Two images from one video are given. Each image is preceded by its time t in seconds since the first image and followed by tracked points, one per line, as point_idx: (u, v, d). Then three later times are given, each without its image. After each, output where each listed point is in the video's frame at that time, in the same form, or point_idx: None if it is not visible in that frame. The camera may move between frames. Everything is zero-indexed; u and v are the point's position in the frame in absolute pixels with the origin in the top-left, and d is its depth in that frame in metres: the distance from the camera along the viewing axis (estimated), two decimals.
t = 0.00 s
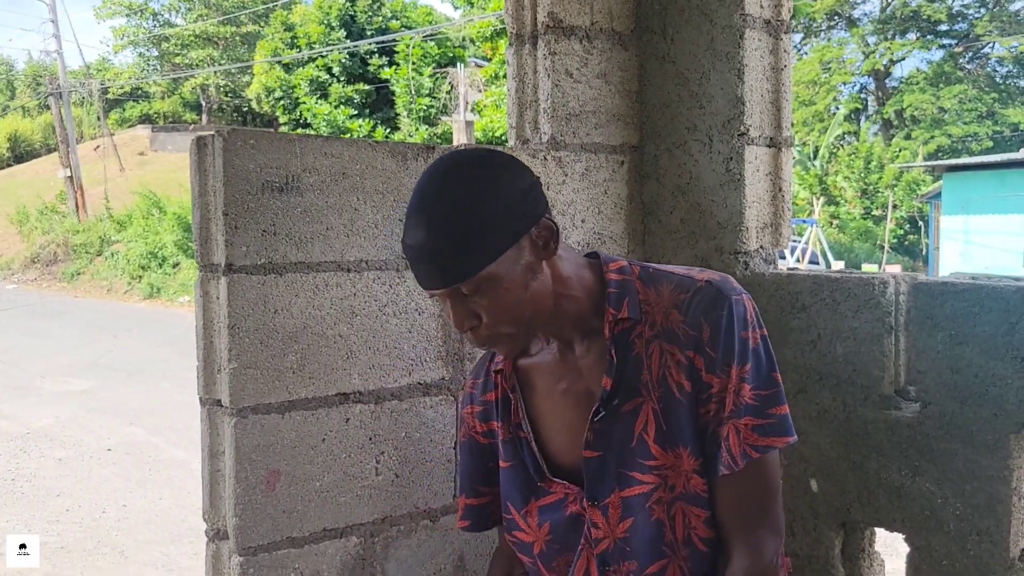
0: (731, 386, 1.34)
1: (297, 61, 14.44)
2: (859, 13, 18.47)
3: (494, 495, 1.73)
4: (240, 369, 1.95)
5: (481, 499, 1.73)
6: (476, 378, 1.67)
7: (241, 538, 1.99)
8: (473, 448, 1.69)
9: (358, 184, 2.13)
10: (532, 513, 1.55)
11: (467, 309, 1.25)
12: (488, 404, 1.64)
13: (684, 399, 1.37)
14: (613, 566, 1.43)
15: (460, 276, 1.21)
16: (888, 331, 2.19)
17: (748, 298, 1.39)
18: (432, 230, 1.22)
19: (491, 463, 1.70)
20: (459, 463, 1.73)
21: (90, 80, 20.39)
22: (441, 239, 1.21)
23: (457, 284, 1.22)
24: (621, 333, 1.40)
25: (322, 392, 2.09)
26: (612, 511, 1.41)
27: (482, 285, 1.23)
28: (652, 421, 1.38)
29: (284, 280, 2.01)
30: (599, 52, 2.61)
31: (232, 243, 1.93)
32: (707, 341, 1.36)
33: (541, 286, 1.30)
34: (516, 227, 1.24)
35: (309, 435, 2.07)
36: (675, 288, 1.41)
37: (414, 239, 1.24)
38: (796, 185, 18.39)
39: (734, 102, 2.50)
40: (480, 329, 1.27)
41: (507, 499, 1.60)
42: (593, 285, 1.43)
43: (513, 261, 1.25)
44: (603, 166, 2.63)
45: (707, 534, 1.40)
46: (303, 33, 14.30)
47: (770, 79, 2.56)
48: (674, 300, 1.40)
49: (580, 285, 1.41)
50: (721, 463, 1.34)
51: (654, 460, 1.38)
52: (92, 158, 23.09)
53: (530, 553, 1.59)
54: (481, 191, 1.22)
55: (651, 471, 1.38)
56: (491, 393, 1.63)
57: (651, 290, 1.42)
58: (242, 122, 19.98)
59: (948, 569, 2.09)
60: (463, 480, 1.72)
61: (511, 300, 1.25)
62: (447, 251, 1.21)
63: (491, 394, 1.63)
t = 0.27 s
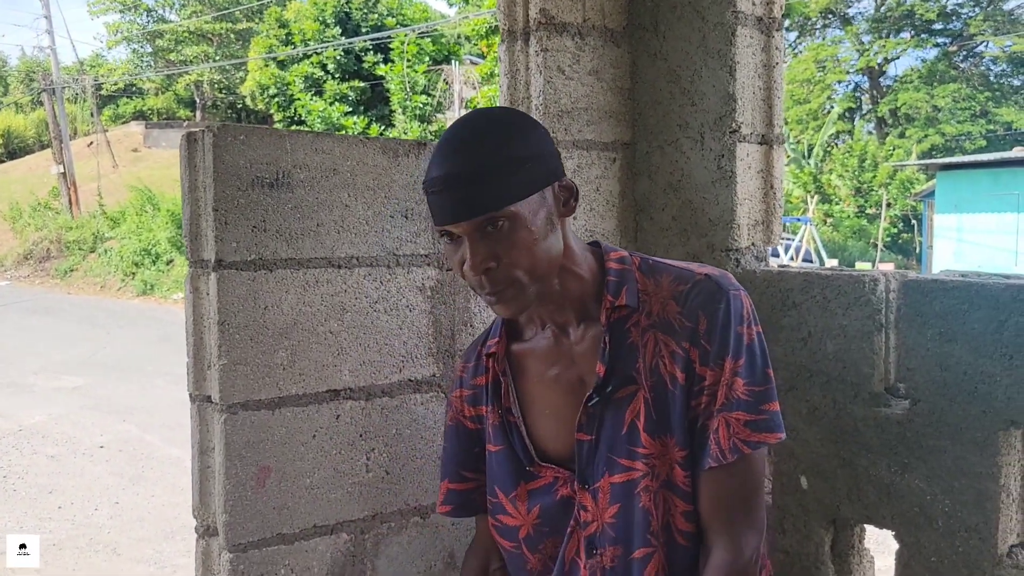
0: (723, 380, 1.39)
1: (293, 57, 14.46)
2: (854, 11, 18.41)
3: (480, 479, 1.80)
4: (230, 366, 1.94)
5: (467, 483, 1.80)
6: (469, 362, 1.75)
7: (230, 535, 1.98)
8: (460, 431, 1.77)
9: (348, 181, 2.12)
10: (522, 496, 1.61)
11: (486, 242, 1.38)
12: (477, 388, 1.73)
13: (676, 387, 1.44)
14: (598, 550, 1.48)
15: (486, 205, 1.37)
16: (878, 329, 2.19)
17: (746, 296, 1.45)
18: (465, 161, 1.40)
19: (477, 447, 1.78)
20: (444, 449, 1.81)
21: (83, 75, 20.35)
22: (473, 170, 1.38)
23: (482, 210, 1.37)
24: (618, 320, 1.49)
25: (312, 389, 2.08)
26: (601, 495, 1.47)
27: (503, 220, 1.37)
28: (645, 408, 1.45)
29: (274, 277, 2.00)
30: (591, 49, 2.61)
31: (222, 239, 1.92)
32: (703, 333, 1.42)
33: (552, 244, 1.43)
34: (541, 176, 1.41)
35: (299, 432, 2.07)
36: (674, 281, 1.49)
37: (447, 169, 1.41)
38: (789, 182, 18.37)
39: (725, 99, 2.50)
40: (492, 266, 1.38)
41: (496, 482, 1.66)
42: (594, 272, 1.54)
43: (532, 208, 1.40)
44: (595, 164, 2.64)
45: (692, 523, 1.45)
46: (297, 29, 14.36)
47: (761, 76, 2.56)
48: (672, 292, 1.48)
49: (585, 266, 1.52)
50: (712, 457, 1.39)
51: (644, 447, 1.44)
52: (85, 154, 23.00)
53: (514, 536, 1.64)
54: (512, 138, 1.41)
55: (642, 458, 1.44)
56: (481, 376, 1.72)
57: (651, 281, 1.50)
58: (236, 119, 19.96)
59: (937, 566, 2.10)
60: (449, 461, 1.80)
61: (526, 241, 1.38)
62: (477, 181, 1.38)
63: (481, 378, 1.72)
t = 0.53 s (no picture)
0: (711, 376, 1.40)
1: (285, 53, 14.43)
2: (846, 9, 18.50)
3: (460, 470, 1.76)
4: (219, 363, 1.94)
5: (447, 474, 1.75)
6: (448, 349, 1.73)
7: (219, 532, 1.98)
8: (438, 418, 1.74)
9: (338, 178, 2.12)
10: (504, 485, 1.57)
11: (484, 221, 1.39)
12: (456, 375, 1.71)
13: (663, 380, 1.45)
14: (580, 541, 1.48)
15: (485, 183, 1.37)
16: (866, 325, 2.20)
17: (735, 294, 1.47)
18: (465, 138, 1.39)
19: (454, 437, 1.74)
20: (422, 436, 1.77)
21: (74, 72, 20.28)
22: (474, 148, 1.38)
23: (482, 188, 1.37)
24: (606, 311, 1.49)
25: (302, 385, 2.08)
26: (585, 486, 1.47)
27: (502, 199, 1.38)
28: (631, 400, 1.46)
29: (263, 274, 2.00)
30: (581, 46, 2.61)
31: (211, 236, 1.92)
32: (692, 327, 1.43)
33: (548, 228, 1.43)
34: (541, 159, 1.42)
35: (289, 428, 2.07)
36: (664, 274, 1.50)
37: (447, 145, 1.40)
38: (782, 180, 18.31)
39: (715, 97, 2.50)
40: (489, 246, 1.38)
41: (474, 472, 1.62)
42: (584, 261, 1.54)
43: (530, 190, 1.40)
44: (585, 161, 2.65)
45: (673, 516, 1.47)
46: (289, 25, 14.37)
47: (751, 74, 2.57)
48: (662, 284, 1.48)
49: (575, 254, 1.53)
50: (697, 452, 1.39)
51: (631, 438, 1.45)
52: (75, 150, 22.89)
53: (491, 527, 1.60)
54: (514, 118, 1.41)
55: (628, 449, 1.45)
56: (462, 362, 1.70)
57: (640, 274, 1.51)
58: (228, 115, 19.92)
59: (924, 561, 2.12)
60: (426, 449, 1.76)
61: (523, 221, 1.39)
62: (477, 159, 1.37)
63: (461, 365, 1.70)
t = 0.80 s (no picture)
0: (682, 382, 1.39)
1: (282, 53, 14.41)
2: (842, 9, 18.51)
3: (407, 453, 1.67)
4: (213, 363, 1.95)
5: (388, 456, 1.66)
6: (413, 332, 1.65)
7: (214, 532, 1.98)
8: (390, 402, 1.65)
9: (332, 178, 2.12)
10: (470, 475, 1.54)
11: (455, 210, 1.35)
12: (417, 360, 1.63)
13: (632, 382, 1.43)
14: (548, 540, 1.45)
15: (457, 171, 1.34)
16: (858, 325, 2.21)
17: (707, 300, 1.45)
18: (439, 126, 1.36)
19: (402, 421, 1.65)
20: (370, 415, 1.67)
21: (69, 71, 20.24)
22: (446, 134, 1.35)
23: (454, 175, 1.34)
24: (576, 309, 1.47)
25: (296, 385, 2.09)
26: (554, 485, 1.44)
27: (474, 187, 1.35)
28: (601, 400, 1.44)
29: (257, 274, 2.00)
30: (574, 47, 2.62)
31: (205, 237, 1.92)
32: (664, 331, 1.41)
33: (520, 218, 1.40)
34: (514, 150, 1.39)
35: (283, 429, 2.07)
36: (638, 275, 1.47)
37: (419, 132, 1.37)
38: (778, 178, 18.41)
39: (708, 97, 2.51)
40: (459, 236, 1.35)
41: (444, 460, 1.58)
42: (555, 259, 1.52)
43: (502, 179, 1.37)
44: (580, 161, 2.65)
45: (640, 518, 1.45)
46: (285, 26, 14.38)
47: (744, 74, 2.58)
48: (635, 286, 1.46)
49: (547, 251, 1.51)
50: (666, 457, 1.37)
51: (601, 438, 1.43)
52: (71, 150, 22.83)
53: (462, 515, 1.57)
54: (488, 107, 1.39)
55: (596, 449, 1.43)
56: (425, 348, 1.63)
57: (613, 274, 1.49)
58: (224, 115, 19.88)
59: (916, 560, 2.12)
60: (375, 429, 1.66)
61: (495, 210, 1.36)
62: (448, 145, 1.35)
63: (423, 350, 1.63)
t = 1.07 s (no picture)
0: (643, 381, 1.30)
1: (277, 55, 14.43)
2: (836, 9, 18.54)
3: (359, 447, 1.52)
4: (209, 365, 1.95)
5: (343, 449, 1.52)
6: (365, 319, 1.52)
7: (210, 534, 1.99)
8: (342, 392, 1.50)
9: (328, 181, 2.13)
10: (422, 467, 1.41)
11: (421, 192, 1.28)
12: (371, 349, 1.49)
13: (590, 379, 1.33)
14: (497, 537, 1.34)
15: (424, 151, 1.26)
16: (852, 327, 2.22)
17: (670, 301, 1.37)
18: (408, 103, 1.28)
19: (356, 412, 1.50)
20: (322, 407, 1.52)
21: (64, 72, 20.23)
22: (414, 112, 1.27)
23: (422, 157, 1.27)
24: (537, 303, 1.37)
25: (292, 388, 2.09)
26: (506, 481, 1.33)
27: (441, 169, 1.28)
28: (557, 397, 1.33)
29: (253, 277, 2.01)
30: (570, 49, 2.63)
31: (201, 240, 1.92)
32: (625, 329, 1.32)
33: (487, 205, 1.33)
34: (484, 134, 1.31)
35: (279, 431, 2.08)
36: (601, 272, 1.38)
37: (386, 108, 1.29)
38: (773, 179, 18.56)
39: (703, 100, 2.52)
40: (423, 218, 1.28)
41: (395, 453, 1.46)
42: (518, 250, 1.42)
43: (470, 163, 1.30)
44: (575, 163, 2.66)
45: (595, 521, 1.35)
46: (280, 26, 14.37)
47: (738, 77, 2.59)
48: (597, 282, 1.37)
49: (510, 242, 1.41)
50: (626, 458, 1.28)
51: (555, 436, 1.32)
52: (65, 151, 22.81)
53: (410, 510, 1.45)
54: (458, 88, 1.30)
55: (550, 446, 1.32)
56: (380, 337, 1.49)
57: (575, 268, 1.39)
58: (220, 116, 19.88)
59: (911, 561, 2.13)
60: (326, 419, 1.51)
61: (463, 195, 1.29)
62: (415, 123, 1.26)
63: (377, 339, 1.49)
